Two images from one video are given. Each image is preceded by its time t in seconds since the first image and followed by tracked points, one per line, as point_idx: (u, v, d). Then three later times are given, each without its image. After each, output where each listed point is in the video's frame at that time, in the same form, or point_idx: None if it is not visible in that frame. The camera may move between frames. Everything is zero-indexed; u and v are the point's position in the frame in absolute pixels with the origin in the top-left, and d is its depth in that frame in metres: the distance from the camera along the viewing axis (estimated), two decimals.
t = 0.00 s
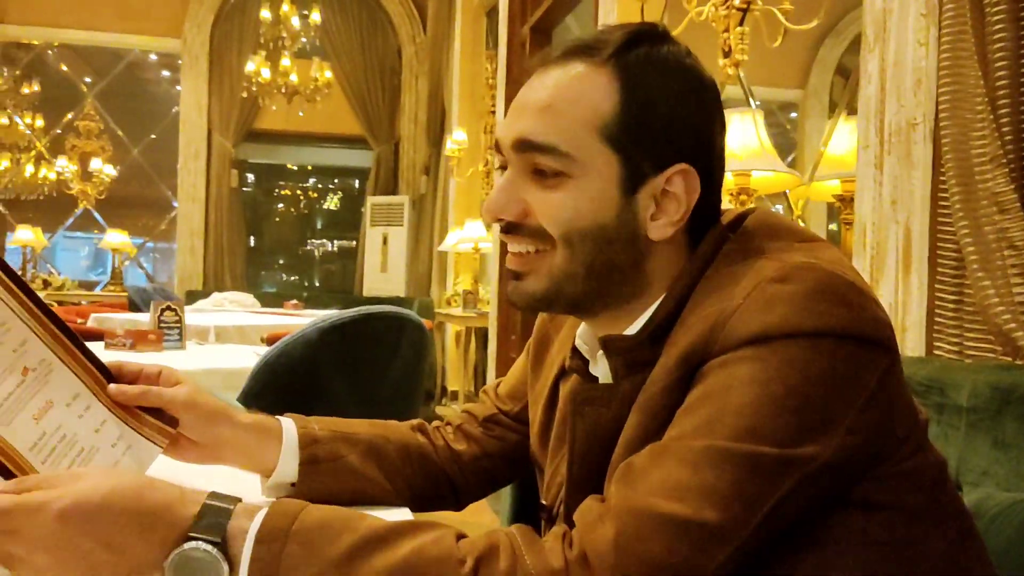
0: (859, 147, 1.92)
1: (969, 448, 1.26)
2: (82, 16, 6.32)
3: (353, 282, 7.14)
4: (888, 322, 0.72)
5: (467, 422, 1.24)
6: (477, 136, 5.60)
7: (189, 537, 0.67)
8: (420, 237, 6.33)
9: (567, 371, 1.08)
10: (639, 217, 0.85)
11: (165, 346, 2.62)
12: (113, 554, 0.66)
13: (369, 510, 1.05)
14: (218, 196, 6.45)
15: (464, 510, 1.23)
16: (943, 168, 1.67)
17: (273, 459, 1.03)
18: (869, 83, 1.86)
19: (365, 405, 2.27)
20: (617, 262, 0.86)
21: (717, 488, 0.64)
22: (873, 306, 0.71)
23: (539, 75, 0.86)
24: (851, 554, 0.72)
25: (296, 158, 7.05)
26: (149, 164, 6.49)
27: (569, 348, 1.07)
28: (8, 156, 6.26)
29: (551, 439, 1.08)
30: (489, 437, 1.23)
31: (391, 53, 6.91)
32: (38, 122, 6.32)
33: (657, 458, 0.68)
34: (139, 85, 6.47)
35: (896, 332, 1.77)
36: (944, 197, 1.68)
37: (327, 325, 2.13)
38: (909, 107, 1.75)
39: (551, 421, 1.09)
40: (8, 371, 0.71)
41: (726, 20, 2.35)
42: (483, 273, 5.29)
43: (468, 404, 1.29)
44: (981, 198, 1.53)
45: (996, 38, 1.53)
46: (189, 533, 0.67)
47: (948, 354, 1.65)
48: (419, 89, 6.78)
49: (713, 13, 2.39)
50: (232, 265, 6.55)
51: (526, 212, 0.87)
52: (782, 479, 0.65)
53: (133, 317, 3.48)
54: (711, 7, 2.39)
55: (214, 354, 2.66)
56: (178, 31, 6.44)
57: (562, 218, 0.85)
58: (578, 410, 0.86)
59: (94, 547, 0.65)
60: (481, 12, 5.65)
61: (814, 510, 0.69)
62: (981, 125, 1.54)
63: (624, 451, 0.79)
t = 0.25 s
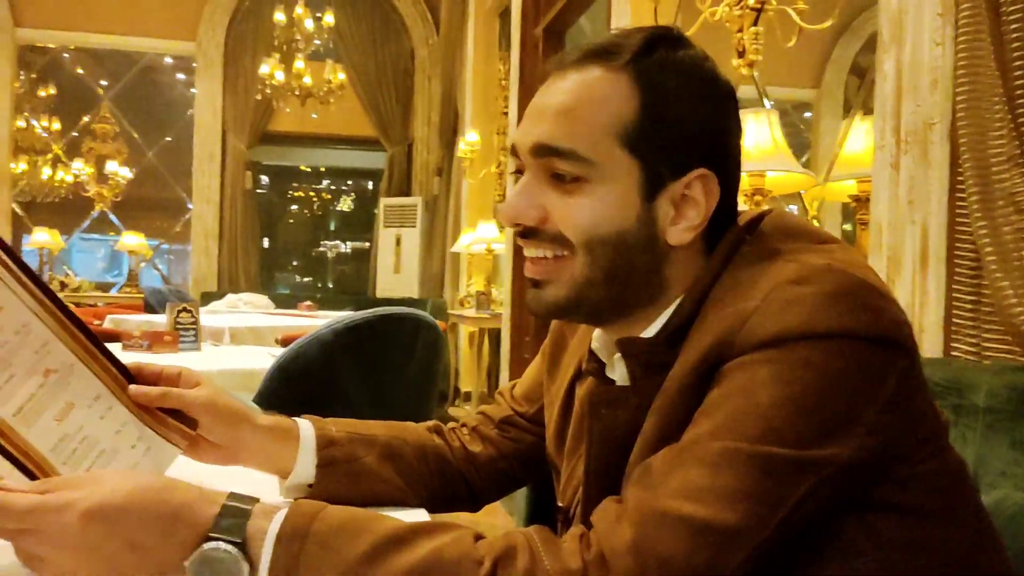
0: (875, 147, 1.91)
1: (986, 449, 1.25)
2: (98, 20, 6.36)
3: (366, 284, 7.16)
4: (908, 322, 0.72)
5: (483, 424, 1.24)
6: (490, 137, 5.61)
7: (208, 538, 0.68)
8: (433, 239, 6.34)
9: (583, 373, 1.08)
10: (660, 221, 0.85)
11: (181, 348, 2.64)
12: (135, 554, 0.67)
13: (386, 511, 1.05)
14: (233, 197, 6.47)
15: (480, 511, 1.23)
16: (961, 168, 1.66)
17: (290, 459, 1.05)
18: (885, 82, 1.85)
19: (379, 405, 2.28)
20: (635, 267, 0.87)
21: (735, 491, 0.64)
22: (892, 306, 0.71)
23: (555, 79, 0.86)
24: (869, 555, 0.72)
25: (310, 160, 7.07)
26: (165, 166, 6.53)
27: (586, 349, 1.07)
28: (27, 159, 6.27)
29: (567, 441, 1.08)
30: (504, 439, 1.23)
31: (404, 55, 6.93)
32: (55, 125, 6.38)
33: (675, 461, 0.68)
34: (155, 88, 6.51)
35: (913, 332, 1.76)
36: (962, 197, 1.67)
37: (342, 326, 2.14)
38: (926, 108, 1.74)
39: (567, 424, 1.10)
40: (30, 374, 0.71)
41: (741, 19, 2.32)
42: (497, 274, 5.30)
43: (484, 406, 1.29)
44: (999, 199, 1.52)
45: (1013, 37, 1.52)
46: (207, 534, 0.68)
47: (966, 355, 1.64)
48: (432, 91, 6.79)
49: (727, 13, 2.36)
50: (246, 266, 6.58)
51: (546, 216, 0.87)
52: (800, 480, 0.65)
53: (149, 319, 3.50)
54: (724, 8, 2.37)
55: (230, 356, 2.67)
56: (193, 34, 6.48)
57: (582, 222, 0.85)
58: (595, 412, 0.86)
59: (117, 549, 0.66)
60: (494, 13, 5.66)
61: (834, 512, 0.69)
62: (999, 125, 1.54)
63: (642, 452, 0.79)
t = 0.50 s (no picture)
0: (896, 148, 1.90)
1: (1011, 452, 1.25)
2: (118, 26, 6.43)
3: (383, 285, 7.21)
4: (932, 325, 0.73)
5: (505, 426, 1.26)
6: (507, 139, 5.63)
7: (235, 541, 0.70)
8: (450, 241, 6.37)
9: (606, 377, 1.09)
10: (692, 228, 0.87)
11: (202, 350, 2.67)
12: (170, 555, 0.68)
13: (411, 514, 1.07)
14: (251, 200, 6.53)
15: (503, 513, 1.24)
16: (985, 170, 1.64)
17: (315, 462, 1.06)
18: (906, 83, 1.84)
19: (398, 407, 2.30)
20: (662, 269, 0.88)
21: (763, 495, 0.65)
22: (917, 309, 0.72)
23: (589, 83, 0.87)
24: (893, 557, 0.73)
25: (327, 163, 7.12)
26: (185, 170, 6.59)
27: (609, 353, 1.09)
28: (48, 163, 6.38)
29: (589, 445, 1.09)
30: (526, 441, 1.25)
31: (420, 58, 6.96)
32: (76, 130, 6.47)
33: (701, 464, 0.69)
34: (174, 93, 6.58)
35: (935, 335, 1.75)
36: (986, 197, 1.65)
37: (362, 328, 2.16)
38: (948, 107, 1.72)
39: (589, 427, 1.11)
40: (62, 377, 0.73)
41: (760, 20, 2.31)
42: (513, 276, 5.31)
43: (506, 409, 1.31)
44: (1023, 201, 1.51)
45: None
46: (233, 536, 0.70)
47: (989, 358, 1.63)
48: (449, 93, 6.82)
49: (745, 14, 2.35)
50: (265, 269, 6.63)
51: (576, 220, 0.88)
52: (828, 484, 0.66)
53: (169, 321, 3.54)
54: (744, 9, 2.35)
55: (250, 357, 2.70)
56: (212, 39, 6.53)
57: (610, 226, 0.87)
58: (617, 416, 0.88)
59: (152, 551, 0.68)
60: (510, 16, 5.67)
61: (860, 513, 0.70)
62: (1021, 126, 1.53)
63: (667, 453, 0.80)
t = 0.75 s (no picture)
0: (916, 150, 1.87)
1: None
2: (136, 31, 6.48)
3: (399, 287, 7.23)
4: (962, 327, 0.73)
5: (525, 430, 1.26)
6: (522, 141, 5.63)
7: (258, 544, 0.70)
8: (465, 243, 6.38)
9: (628, 379, 1.10)
10: (722, 235, 0.88)
11: (220, 352, 2.69)
12: (195, 561, 0.69)
13: (433, 516, 1.08)
14: (267, 203, 6.56)
15: (523, 517, 1.25)
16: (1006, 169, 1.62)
17: (337, 467, 1.07)
18: (927, 83, 1.81)
19: (415, 408, 2.31)
20: (690, 278, 0.89)
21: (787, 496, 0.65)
22: (944, 311, 0.72)
23: (619, 83, 0.88)
24: (917, 559, 0.73)
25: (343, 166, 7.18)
26: (202, 174, 6.65)
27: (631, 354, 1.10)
28: (68, 167, 6.45)
29: (610, 449, 1.10)
30: (545, 445, 1.25)
31: (435, 60, 6.98)
32: (95, 133, 6.53)
33: (728, 466, 0.69)
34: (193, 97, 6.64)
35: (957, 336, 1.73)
36: (1007, 196, 1.63)
37: (379, 331, 2.16)
38: (968, 108, 1.70)
39: (610, 431, 1.11)
40: (90, 380, 0.73)
41: (777, 20, 2.30)
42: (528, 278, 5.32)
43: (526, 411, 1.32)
44: None
45: None
46: (258, 539, 0.71)
47: (1013, 359, 1.59)
48: (464, 95, 6.84)
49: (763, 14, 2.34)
50: (281, 271, 6.66)
51: (605, 224, 0.89)
52: (854, 486, 0.66)
53: (188, 323, 3.56)
54: (761, 8, 2.34)
55: (269, 360, 2.72)
56: (230, 42, 6.56)
57: (637, 230, 0.87)
58: (639, 418, 0.89)
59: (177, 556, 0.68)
60: (525, 18, 5.68)
61: (887, 515, 0.70)
62: None
63: (691, 453, 0.81)
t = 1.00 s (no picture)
0: (937, 149, 1.87)
1: None
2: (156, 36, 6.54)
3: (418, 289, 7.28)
4: (991, 329, 0.73)
5: (546, 431, 1.28)
6: (540, 144, 5.65)
7: (282, 546, 0.71)
8: (484, 245, 6.42)
9: (649, 381, 1.11)
10: (751, 236, 0.90)
11: (243, 353, 2.73)
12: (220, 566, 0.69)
13: (457, 518, 1.09)
14: (287, 205, 6.61)
15: (545, 517, 1.26)
16: None
17: (365, 471, 1.08)
18: (948, 83, 1.81)
19: (435, 409, 2.33)
20: (719, 279, 0.91)
21: (812, 498, 0.66)
22: (971, 314, 0.72)
23: (651, 81, 0.90)
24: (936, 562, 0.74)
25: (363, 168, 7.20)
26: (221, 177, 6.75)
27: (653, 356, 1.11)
28: (92, 172, 6.54)
29: (633, 452, 1.11)
30: (567, 446, 1.26)
31: (454, 63, 7.02)
32: (118, 138, 6.64)
33: (756, 467, 0.70)
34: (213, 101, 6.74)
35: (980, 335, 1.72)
36: None
37: (399, 333, 2.18)
38: (990, 107, 1.69)
39: (633, 432, 1.13)
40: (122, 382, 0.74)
41: (795, 21, 2.29)
42: (547, 279, 5.34)
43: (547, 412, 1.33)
44: None
45: None
46: (281, 541, 0.72)
47: None
48: (481, 98, 6.87)
49: (782, 14, 2.34)
50: (301, 274, 6.72)
51: (635, 223, 0.90)
52: (879, 491, 0.67)
53: (210, 326, 3.61)
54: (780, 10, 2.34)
55: (291, 361, 2.75)
56: (250, 47, 6.61)
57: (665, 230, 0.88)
58: (664, 419, 0.92)
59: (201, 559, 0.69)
60: (542, 20, 5.70)
61: (912, 519, 0.70)
62: None
63: (715, 453, 0.82)
